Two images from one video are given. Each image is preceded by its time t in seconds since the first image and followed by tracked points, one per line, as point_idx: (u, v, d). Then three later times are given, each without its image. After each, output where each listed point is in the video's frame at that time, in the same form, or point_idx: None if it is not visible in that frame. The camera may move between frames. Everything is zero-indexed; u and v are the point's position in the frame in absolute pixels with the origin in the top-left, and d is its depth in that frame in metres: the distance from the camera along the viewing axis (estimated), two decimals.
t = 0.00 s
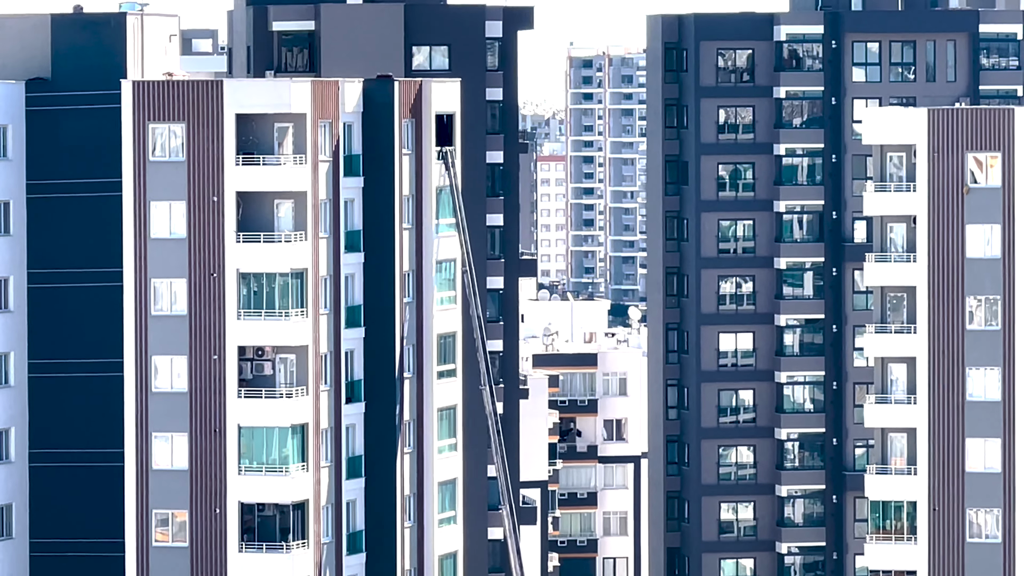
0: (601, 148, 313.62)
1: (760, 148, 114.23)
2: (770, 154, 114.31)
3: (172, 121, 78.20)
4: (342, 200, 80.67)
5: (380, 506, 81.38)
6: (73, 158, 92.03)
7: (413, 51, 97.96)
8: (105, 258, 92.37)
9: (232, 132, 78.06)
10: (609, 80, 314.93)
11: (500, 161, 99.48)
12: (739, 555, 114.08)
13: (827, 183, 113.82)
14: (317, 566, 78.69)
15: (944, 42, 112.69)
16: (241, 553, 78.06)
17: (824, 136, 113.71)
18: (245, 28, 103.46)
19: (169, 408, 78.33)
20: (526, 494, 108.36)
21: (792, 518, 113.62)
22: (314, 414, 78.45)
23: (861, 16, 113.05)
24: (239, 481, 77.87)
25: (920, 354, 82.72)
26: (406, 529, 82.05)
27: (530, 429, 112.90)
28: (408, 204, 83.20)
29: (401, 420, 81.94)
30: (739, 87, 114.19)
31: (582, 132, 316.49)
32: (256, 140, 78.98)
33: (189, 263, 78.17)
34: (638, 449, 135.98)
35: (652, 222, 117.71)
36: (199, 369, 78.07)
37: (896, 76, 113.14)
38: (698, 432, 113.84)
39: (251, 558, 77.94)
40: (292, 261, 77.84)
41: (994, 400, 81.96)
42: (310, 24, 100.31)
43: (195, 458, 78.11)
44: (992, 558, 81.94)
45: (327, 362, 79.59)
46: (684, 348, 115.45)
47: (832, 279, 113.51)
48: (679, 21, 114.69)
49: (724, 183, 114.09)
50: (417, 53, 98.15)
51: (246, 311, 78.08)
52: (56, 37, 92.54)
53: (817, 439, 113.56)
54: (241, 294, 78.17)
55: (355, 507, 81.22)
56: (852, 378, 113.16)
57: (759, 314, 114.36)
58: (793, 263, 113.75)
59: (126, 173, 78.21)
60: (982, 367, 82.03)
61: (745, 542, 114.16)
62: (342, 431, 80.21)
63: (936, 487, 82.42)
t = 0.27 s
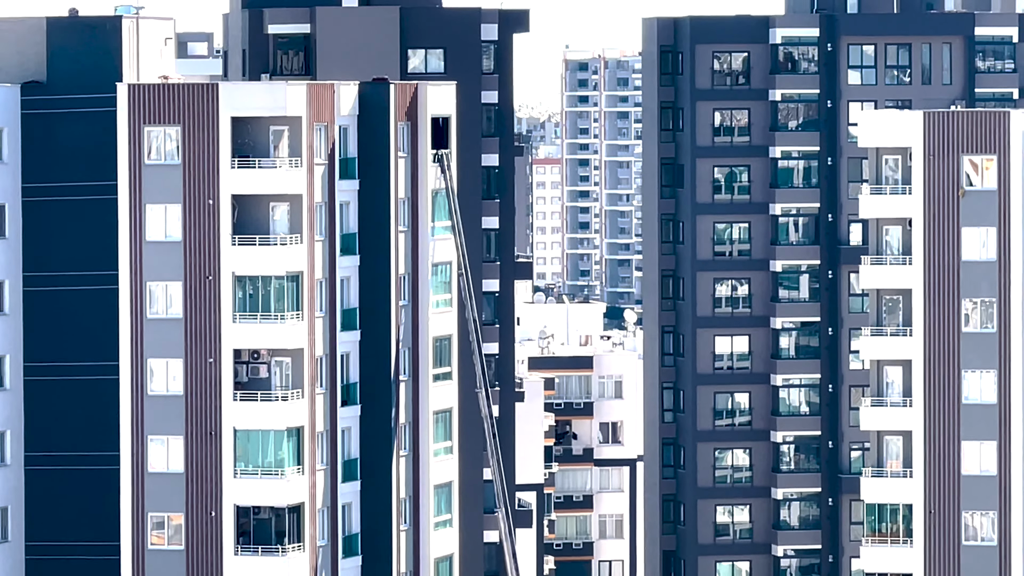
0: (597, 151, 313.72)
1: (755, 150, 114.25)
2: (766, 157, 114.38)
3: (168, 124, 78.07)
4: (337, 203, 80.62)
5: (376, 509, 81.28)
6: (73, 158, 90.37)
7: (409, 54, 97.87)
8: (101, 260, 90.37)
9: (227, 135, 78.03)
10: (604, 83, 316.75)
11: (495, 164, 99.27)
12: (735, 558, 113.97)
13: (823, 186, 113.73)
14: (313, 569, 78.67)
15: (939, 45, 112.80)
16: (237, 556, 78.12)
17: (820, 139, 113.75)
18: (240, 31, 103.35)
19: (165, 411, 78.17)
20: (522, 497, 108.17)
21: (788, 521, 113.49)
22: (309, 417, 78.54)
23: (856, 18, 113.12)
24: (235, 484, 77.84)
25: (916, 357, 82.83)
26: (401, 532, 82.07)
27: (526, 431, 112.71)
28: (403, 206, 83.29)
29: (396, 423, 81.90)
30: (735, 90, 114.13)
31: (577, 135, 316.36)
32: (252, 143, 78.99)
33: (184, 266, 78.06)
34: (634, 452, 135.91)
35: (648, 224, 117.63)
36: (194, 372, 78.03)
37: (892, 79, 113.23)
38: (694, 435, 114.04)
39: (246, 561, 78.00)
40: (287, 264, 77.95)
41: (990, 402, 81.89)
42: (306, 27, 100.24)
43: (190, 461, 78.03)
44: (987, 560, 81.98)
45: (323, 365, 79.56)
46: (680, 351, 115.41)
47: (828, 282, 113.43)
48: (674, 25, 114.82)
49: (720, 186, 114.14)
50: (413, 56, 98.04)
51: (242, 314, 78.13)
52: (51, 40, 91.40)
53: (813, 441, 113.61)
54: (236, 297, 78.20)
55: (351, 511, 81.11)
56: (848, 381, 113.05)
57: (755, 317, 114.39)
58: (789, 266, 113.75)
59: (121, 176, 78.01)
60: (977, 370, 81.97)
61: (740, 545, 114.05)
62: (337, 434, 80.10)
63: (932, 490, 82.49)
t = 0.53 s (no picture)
0: (593, 154, 314.14)
1: (751, 153, 114.38)
2: (761, 159, 114.50)
3: (164, 127, 78.23)
4: (333, 205, 80.66)
5: (372, 511, 81.27)
6: (72, 160, 90.32)
7: (406, 56, 98.04)
8: (97, 263, 90.06)
9: (224, 137, 78.07)
10: (600, 86, 316.55)
11: (492, 166, 99.70)
12: (731, 560, 114.12)
13: (819, 188, 113.80)
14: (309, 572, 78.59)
15: (935, 48, 112.51)
16: (233, 558, 78.08)
17: (816, 141, 113.98)
18: (236, 34, 103.24)
19: (160, 414, 78.21)
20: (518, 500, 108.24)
21: (784, 523, 113.37)
22: (305, 420, 78.48)
23: (852, 21, 113.09)
24: (231, 486, 77.88)
25: (912, 359, 82.66)
26: (397, 535, 82.11)
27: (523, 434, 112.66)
28: (399, 209, 83.30)
29: (393, 425, 81.96)
30: (731, 92, 114.25)
31: (573, 137, 316.55)
32: (248, 146, 78.91)
33: (180, 268, 78.11)
34: (629, 455, 136.19)
35: (644, 227, 117.65)
36: (190, 374, 78.05)
37: (888, 82, 113.06)
38: (690, 437, 114.06)
39: (243, 563, 77.94)
40: (283, 266, 77.86)
41: (985, 404, 82.12)
42: (302, 30, 100.20)
43: (186, 464, 78.04)
44: (983, 562, 82.04)
45: (319, 368, 79.65)
46: (676, 353, 115.33)
47: (824, 284, 113.51)
48: (670, 27, 114.77)
49: (716, 188, 114.13)
50: (408, 58, 98.25)
51: (238, 316, 78.04)
52: (49, 44, 90.86)
53: (809, 444, 113.66)
54: (232, 300, 78.11)
55: (347, 513, 81.05)
56: (844, 383, 113.16)
57: (751, 319, 114.32)
58: (784, 269, 113.77)
59: (118, 179, 78.09)
60: (973, 372, 82.14)
61: (736, 547, 114.13)
62: (333, 437, 80.18)
63: (927, 492, 82.46)
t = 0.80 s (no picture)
0: (587, 156, 314.20)
1: (746, 154, 114.46)
2: (756, 161, 114.55)
3: (158, 128, 78.35)
4: (328, 207, 80.66)
5: (367, 513, 81.20)
6: (62, 162, 89.72)
7: (400, 58, 97.99)
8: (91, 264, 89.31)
9: (219, 139, 78.09)
10: (594, 87, 315.05)
11: (486, 168, 99.66)
12: (726, 562, 114.07)
13: (813, 190, 113.79)
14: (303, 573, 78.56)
15: (930, 49, 112.53)
16: (228, 560, 77.89)
17: (810, 142, 113.87)
18: (230, 35, 103.19)
19: (155, 415, 78.40)
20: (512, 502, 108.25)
21: (779, 525, 113.40)
22: (300, 421, 78.35)
23: (846, 22, 113.00)
24: (226, 488, 77.78)
25: (905, 360, 82.92)
26: (392, 537, 82.01)
27: (517, 435, 112.68)
28: (394, 211, 83.22)
29: (388, 427, 81.90)
30: (725, 94, 114.25)
31: (568, 139, 316.61)
32: (243, 148, 78.92)
33: (175, 270, 78.17)
34: (624, 456, 135.91)
35: (638, 228, 117.67)
36: (185, 374, 78.14)
37: (882, 83, 113.02)
38: (685, 439, 114.10)
39: (237, 565, 77.80)
40: (278, 267, 77.69)
41: (980, 406, 81.99)
42: (297, 31, 100.22)
43: (181, 465, 77.98)
44: (978, 564, 81.99)
45: (314, 370, 79.57)
46: (670, 355, 115.30)
47: (818, 286, 113.44)
48: (665, 28, 115.03)
49: (710, 190, 114.20)
50: (403, 60, 98.19)
51: (232, 318, 78.03)
52: (46, 43, 91.40)
53: (803, 445, 113.54)
54: (227, 301, 78.09)
55: (342, 515, 81.18)
56: (838, 385, 113.05)
57: (746, 321, 114.34)
58: (779, 270, 113.73)
59: (112, 179, 78.27)
60: (968, 373, 82.11)
61: (731, 549, 114.13)
62: (328, 438, 80.10)
63: (922, 493, 82.51)
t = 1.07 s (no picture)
0: (583, 156, 314.24)
1: (742, 155, 114.42)
2: (752, 161, 114.58)
3: (154, 128, 78.11)
4: (323, 207, 80.62)
5: (363, 513, 81.27)
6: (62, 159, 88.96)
7: (396, 58, 97.89)
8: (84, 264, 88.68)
9: (214, 139, 77.98)
10: (590, 88, 314.72)
11: (482, 168, 99.68)
12: (722, 562, 114.11)
13: (809, 190, 113.88)
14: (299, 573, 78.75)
15: (925, 49, 112.55)
16: (224, 560, 78.08)
17: (805, 143, 113.83)
18: (225, 35, 103.11)
19: (151, 415, 78.19)
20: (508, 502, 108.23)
21: (774, 525, 113.47)
22: (296, 421, 78.49)
23: (842, 23, 113.07)
24: (222, 488, 77.84)
25: (901, 360, 82.78)
26: (388, 537, 82.14)
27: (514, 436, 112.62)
28: (389, 211, 83.26)
29: (383, 427, 82.00)
30: (721, 94, 114.26)
31: (563, 139, 316.65)
32: (238, 148, 78.86)
33: (170, 270, 78.01)
34: (620, 456, 135.27)
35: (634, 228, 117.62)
36: (180, 375, 78.03)
37: (877, 83, 113.03)
38: (680, 439, 114.13)
39: (234, 565, 77.97)
40: (274, 268, 77.76)
41: (975, 406, 82.04)
42: (292, 32, 100.17)
43: (177, 466, 78.01)
44: (973, 564, 82.08)
45: (309, 370, 79.59)
46: (666, 355, 115.43)
47: (814, 287, 113.61)
48: (661, 29, 114.88)
49: (706, 190, 114.26)
50: (399, 60, 98.09)
51: (228, 318, 78.05)
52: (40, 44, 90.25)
53: (799, 446, 113.65)
54: (222, 301, 78.07)
55: (338, 515, 81.12)
56: (834, 385, 113.14)
57: (741, 321, 114.31)
58: (775, 270, 113.90)
59: (108, 180, 78.14)
60: (963, 374, 82.07)
61: (726, 549, 114.16)
62: (324, 439, 80.14)
63: (918, 493, 82.39)
